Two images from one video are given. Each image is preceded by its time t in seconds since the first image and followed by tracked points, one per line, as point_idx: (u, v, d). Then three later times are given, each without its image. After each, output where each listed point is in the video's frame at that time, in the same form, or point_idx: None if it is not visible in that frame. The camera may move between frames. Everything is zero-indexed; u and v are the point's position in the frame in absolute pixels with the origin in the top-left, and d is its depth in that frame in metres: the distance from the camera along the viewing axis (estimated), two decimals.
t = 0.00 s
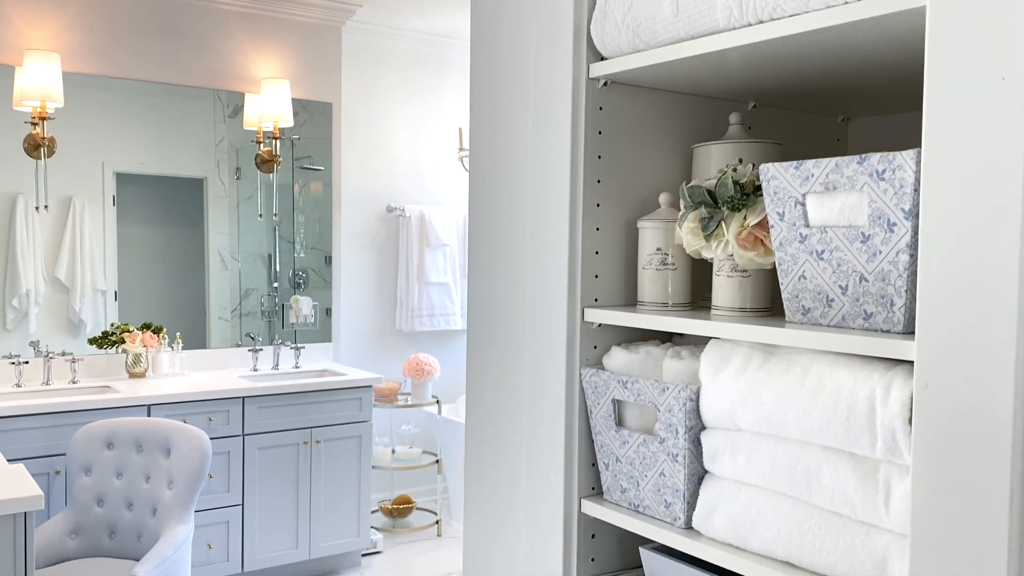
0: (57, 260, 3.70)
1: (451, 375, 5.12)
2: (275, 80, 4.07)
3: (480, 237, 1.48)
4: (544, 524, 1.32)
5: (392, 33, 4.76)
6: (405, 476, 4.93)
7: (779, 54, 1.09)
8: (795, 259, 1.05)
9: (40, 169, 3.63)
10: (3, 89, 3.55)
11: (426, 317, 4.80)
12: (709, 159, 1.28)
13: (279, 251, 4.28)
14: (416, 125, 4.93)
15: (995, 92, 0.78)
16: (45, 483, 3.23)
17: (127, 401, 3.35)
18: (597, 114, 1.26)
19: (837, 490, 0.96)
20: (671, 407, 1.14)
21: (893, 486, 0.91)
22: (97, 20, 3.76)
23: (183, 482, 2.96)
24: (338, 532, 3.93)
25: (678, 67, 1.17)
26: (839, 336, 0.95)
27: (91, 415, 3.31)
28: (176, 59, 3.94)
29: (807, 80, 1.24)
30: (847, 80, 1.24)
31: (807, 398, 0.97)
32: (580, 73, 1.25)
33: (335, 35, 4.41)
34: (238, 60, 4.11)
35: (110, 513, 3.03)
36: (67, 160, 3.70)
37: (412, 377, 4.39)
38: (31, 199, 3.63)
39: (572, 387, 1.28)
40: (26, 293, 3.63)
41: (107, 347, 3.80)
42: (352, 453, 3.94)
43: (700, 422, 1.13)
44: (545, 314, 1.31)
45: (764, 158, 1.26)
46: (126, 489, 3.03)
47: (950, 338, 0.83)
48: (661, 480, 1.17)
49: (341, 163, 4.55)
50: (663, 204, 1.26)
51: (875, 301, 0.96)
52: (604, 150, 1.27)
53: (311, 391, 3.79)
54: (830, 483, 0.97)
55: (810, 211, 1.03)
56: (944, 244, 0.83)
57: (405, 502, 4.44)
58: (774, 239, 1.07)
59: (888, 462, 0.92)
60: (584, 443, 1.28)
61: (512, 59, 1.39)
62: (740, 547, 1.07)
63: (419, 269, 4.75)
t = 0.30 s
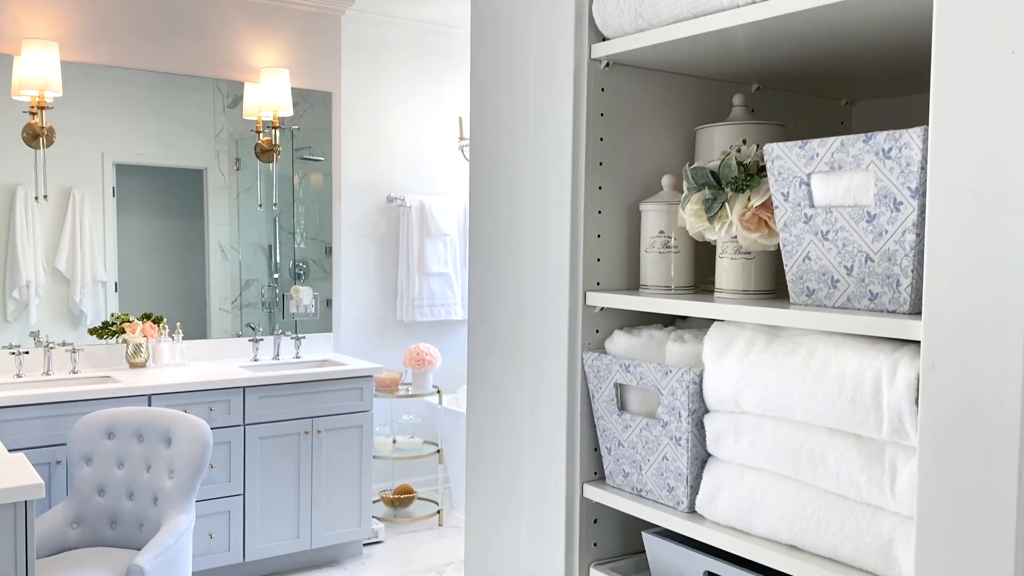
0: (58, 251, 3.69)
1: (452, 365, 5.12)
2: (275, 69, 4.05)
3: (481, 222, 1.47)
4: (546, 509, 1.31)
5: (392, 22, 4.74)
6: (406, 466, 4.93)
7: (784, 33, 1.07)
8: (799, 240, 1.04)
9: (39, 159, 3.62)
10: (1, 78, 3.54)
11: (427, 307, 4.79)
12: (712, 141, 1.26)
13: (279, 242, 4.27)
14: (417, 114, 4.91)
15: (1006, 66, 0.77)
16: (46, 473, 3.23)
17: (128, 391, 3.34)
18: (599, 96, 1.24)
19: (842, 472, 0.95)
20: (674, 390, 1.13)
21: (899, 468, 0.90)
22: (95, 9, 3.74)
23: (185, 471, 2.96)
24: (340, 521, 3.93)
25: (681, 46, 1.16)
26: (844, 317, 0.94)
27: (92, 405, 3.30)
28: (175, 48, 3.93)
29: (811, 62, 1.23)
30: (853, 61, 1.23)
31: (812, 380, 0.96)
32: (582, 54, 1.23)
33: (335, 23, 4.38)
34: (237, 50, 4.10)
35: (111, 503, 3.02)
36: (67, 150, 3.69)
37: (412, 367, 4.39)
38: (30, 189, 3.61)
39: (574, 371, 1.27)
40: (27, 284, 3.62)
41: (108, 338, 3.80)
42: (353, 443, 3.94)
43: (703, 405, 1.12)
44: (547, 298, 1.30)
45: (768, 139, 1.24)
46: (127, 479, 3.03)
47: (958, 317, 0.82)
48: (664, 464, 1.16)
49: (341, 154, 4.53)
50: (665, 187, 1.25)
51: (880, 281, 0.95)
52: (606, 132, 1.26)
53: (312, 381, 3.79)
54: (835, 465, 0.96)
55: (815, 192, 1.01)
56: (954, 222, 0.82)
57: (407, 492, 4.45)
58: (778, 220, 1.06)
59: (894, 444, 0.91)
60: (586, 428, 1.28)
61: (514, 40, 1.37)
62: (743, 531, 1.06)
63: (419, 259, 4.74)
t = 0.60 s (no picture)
0: (58, 242, 3.68)
1: (453, 355, 5.11)
2: (275, 58, 4.03)
3: (483, 207, 1.45)
4: (548, 495, 1.30)
5: (392, 10, 4.72)
6: (407, 456, 4.93)
7: (789, 12, 1.05)
8: (804, 221, 1.03)
9: (38, 148, 3.60)
10: None
11: (428, 297, 4.78)
12: (716, 123, 1.25)
13: (279, 233, 4.26)
14: (417, 104, 4.89)
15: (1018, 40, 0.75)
16: (47, 462, 3.22)
17: (128, 381, 3.34)
18: (602, 77, 1.23)
19: (847, 454, 0.94)
20: (677, 373, 1.12)
21: (905, 450, 0.89)
22: None
23: (185, 460, 2.96)
24: (341, 511, 3.93)
25: (684, 27, 1.14)
26: (850, 298, 0.93)
27: (92, 395, 3.30)
28: (175, 37, 3.91)
29: (817, 42, 1.21)
30: (858, 43, 1.22)
31: (817, 361, 0.95)
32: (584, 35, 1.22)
33: (335, 11, 4.36)
34: (236, 39, 4.07)
35: (112, 492, 3.02)
36: (66, 141, 3.67)
37: (413, 357, 4.38)
38: (29, 179, 3.60)
39: (576, 356, 1.26)
40: (27, 275, 3.61)
41: (108, 328, 3.79)
42: (354, 433, 3.94)
43: (706, 388, 1.11)
44: (549, 282, 1.29)
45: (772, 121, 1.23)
46: (128, 469, 3.03)
47: (966, 297, 0.80)
48: (667, 448, 1.15)
49: (341, 144, 4.51)
50: (669, 169, 1.24)
51: (887, 262, 0.94)
52: (609, 114, 1.25)
53: (313, 371, 3.78)
54: (840, 448, 0.95)
55: (820, 171, 1.00)
56: (964, 200, 0.81)
57: (408, 482, 4.45)
58: (784, 201, 1.05)
59: (901, 425, 0.90)
60: (589, 413, 1.27)
61: (515, 21, 1.36)
62: (747, 515, 1.05)
63: (420, 249, 4.72)
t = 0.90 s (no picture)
0: (57, 231, 3.66)
1: (453, 345, 5.10)
2: (273, 46, 4.01)
3: (483, 191, 1.44)
4: (550, 480, 1.29)
5: None
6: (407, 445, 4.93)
7: None
8: (809, 200, 1.01)
9: (35, 137, 3.58)
10: None
11: (428, 287, 4.77)
12: (719, 103, 1.23)
13: (279, 223, 4.24)
14: (416, 92, 4.86)
15: None
16: (47, 451, 3.22)
17: (128, 369, 3.33)
18: (603, 56, 1.21)
19: (853, 435, 0.93)
20: (680, 355, 1.11)
21: (912, 430, 0.88)
22: None
23: (185, 449, 2.95)
24: (341, 500, 3.93)
25: (688, 5, 1.13)
26: (857, 276, 0.92)
27: (91, 384, 3.29)
28: (174, 25, 3.88)
29: (822, 22, 1.20)
30: (864, 22, 1.20)
31: (823, 341, 0.94)
32: (586, 13, 1.20)
33: None
34: (235, 27, 4.05)
35: (112, 481, 3.01)
36: (64, 130, 3.65)
37: (413, 347, 4.37)
38: (27, 168, 3.58)
39: (578, 339, 1.25)
40: (27, 265, 3.60)
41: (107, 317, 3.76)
42: (355, 422, 3.93)
43: (710, 370, 1.10)
44: (551, 265, 1.27)
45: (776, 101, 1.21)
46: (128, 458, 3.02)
47: (975, 274, 0.79)
48: (670, 431, 1.14)
49: (339, 133, 4.49)
50: (672, 149, 1.22)
51: (893, 240, 0.92)
52: (611, 94, 1.23)
53: (313, 360, 3.77)
54: (846, 429, 0.94)
55: (826, 150, 0.99)
56: (973, 177, 0.79)
57: (408, 471, 4.45)
58: (788, 180, 1.03)
59: (908, 405, 0.89)
60: (591, 397, 1.26)
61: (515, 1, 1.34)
62: (751, 497, 1.04)
63: (420, 238, 4.71)
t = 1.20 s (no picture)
0: (55, 221, 3.65)
1: (452, 333, 5.09)
2: (270, 32, 3.95)
3: (481, 173, 1.42)
4: (550, 464, 1.28)
5: None
6: (407, 433, 4.92)
7: None
8: (813, 177, 1.00)
9: (32, 125, 3.56)
10: None
11: (427, 275, 4.75)
12: (721, 82, 1.22)
13: (278, 213, 4.23)
14: (415, 80, 4.84)
15: None
16: (46, 439, 3.21)
17: (126, 357, 3.32)
18: (604, 35, 1.20)
19: (857, 415, 0.92)
20: (682, 336, 1.10)
21: (917, 408, 0.87)
22: None
23: (184, 436, 2.94)
24: (341, 488, 3.92)
25: None
26: (861, 253, 0.90)
27: (90, 371, 3.28)
28: (171, 11, 3.85)
29: None
30: None
31: (827, 319, 0.93)
32: None
33: None
34: (233, 13, 4.02)
35: (111, 469, 3.01)
36: (61, 118, 3.63)
37: (412, 335, 4.36)
38: (24, 156, 3.57)
39: (578, 320, 1.23)
40: (25, 254, 3.59)
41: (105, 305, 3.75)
42: (354, 410, 3.92)
43: (712, 351, 1.09)
44: (550, 247, 1.26)
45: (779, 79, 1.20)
46: (127, 445, 3.01)
47: (982, 251, 0.78)
48: (671, 413, 1.13)
49: (338, 121, 4.46)
50: (673, 129, 1.21)
51: (899, 217, 0.91)
52: (611, 73, 1.22)
53: (312, 347, 3.76)
54: (849, 409, 0.93)
55: (829, 126, 0.97)
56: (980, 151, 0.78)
57: (408, 459, 4.44)
58: (791, 158, 1.02)
59: (913, 384, 0.88)
60: (591, 379, 1.24)
61: None
62: (752, 478, 1.03)
63: (419, 226, 4.69)
